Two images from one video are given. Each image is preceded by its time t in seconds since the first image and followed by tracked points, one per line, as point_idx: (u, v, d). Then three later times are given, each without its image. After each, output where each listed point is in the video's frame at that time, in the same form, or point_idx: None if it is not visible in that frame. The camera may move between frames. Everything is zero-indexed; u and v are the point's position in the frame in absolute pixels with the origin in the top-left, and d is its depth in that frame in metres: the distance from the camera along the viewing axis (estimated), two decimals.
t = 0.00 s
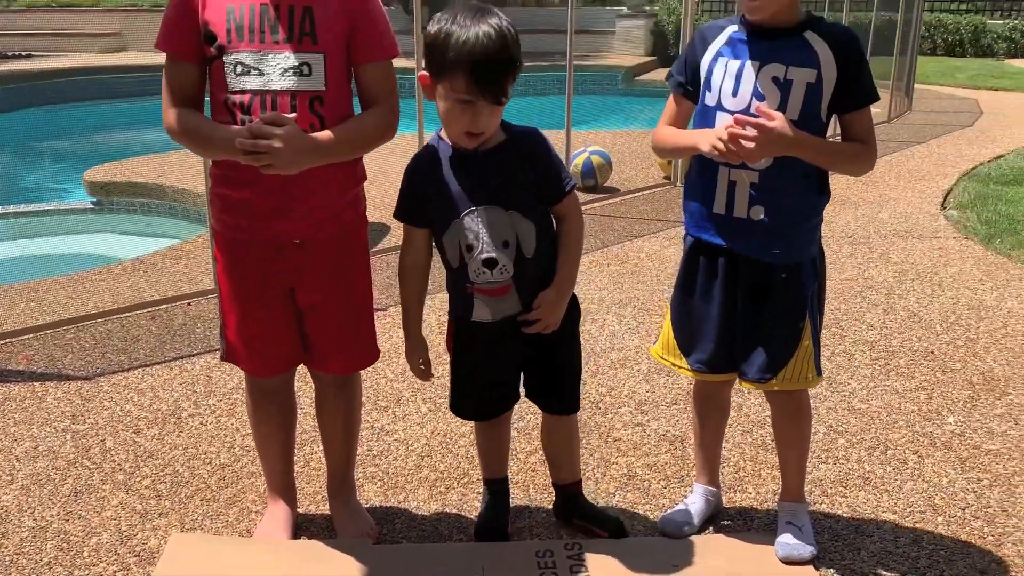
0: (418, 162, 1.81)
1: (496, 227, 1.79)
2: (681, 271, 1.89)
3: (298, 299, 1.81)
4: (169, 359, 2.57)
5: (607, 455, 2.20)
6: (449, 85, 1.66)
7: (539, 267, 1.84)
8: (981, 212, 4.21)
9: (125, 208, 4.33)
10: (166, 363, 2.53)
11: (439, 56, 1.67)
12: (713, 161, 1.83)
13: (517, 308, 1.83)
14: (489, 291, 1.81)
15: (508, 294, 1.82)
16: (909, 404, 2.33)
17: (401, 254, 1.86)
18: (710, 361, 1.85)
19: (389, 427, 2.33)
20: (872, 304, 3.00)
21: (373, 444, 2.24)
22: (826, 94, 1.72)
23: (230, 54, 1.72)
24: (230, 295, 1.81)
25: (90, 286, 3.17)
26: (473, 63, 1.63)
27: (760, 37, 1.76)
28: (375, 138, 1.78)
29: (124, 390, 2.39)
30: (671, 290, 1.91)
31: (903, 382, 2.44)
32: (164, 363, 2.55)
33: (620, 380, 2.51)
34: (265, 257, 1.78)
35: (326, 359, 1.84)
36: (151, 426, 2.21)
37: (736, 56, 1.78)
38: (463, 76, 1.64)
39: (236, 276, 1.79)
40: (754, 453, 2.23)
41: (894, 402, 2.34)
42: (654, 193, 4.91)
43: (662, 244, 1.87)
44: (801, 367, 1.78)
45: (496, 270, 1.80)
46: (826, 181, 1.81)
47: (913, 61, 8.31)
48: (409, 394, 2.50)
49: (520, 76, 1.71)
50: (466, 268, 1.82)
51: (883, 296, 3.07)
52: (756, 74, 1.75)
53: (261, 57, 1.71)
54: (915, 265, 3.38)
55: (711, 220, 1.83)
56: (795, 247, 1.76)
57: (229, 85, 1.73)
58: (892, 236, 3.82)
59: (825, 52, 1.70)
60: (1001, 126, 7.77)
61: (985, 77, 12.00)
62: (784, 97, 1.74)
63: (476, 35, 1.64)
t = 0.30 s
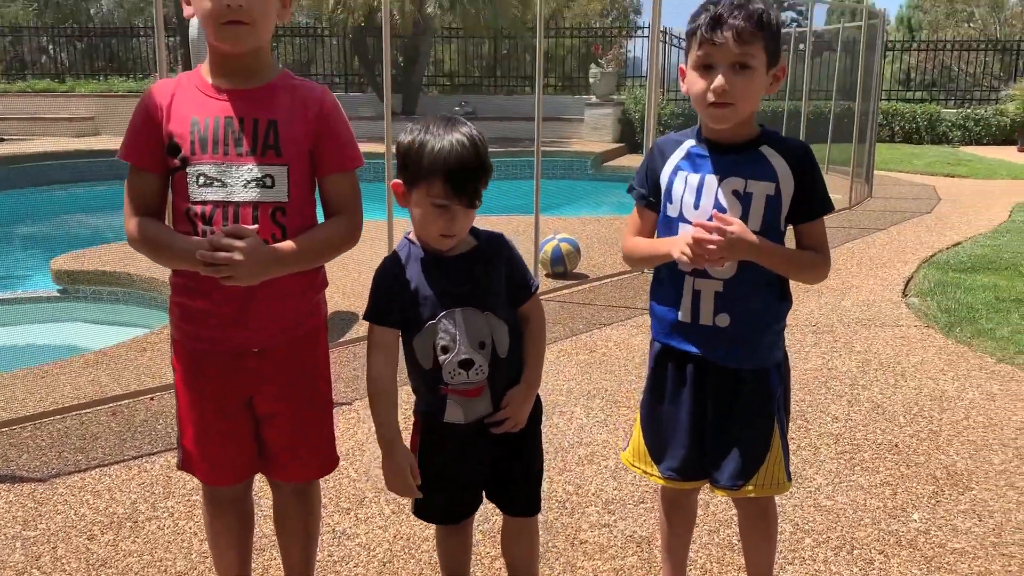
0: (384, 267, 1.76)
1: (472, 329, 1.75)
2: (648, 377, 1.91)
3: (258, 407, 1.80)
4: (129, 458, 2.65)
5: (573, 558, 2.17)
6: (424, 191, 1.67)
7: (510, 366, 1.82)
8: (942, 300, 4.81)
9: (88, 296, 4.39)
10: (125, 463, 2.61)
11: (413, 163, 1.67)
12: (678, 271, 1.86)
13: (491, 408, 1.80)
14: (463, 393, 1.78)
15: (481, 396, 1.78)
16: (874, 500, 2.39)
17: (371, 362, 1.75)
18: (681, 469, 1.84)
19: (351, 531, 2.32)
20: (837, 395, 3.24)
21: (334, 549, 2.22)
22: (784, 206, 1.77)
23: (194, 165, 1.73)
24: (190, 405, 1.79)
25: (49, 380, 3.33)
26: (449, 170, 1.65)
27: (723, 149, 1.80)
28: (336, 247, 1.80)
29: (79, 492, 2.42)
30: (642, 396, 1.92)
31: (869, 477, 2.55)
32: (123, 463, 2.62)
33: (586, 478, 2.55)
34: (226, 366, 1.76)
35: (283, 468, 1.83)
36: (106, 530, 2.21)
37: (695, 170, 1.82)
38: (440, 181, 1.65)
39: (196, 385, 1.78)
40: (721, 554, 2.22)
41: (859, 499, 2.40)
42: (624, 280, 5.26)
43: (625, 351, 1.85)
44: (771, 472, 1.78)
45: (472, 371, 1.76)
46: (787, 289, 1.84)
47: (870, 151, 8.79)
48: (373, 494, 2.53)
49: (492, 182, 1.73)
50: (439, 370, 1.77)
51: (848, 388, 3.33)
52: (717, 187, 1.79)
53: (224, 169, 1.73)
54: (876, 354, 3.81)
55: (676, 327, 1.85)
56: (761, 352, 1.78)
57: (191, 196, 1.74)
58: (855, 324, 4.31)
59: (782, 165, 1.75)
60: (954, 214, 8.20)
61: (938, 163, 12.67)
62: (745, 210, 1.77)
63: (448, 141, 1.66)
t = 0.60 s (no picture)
0: (391, 336, 1.73)
1: (476, 402, 1.73)
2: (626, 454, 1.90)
3: (227, 483, 1.75)
4: (94, 528, 2.80)
5: None
6: (452, 268, 1.67)
7: (505, 443, 1.81)
8: (915, 364, 4.96)
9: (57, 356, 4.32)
10: (90, 533, 2.76)
11: (441, 238, 1.67)
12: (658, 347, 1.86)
13: (486, 486, 1.76)
14: (462, 468, 1.74)
15: (479, 472, 1.75)
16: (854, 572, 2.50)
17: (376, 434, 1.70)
18: (660, 551, 1.82)
19: None
20: (814, 462, 3.46)
21: None
22: (765, 287, 1.80)
23: (168, 237, 1.68)
24: (156, 482, 1.75)
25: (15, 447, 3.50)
26: (481, 249, 1.67)
27: (703, 231, 1.84)
28: (311, 318, 1.78)
29: (42, 563, 2.55)
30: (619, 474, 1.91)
31: (845, 547, 2.66)
32: (88, 533, 2.77)
33: (562, 549, 2.62)
34: (194, 442, 1.72)
35: (252, 547, 1.78)
36: None
37: (679, 249, 1.84)
38: (472, 262, 1.67)
39: (164, 462, 1.73)
40: None
41: (838, 571, 2.50)
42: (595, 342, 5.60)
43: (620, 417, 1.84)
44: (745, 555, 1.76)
45: (473, 446, 1.74)
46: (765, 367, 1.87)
47: (842, 214, 9.11)
48: (345, 567, 2.58)
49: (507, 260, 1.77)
50: (439, 444, 1.74)
51: (824, 455, 3.54)
52: (700, 266, 1.81)
53: (198, 241, 1.69)
54: (852, 419, 4.03)
55: (652, 401, 1.86)
56: (741, 430, 1.78)
57: (163, 268, 1.69)
58: (830, 388, 4.53)
59: (762, 247, 1.80)
60: (924, 276, 8.43)
61: (908, 226, 13.03)
62: (728, 290, 1.79)
63: (480, 220, 1.68)
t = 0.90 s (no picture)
0: (440, 359, 1.76)
1: (507, 441, 1.74)
2: (623, 490, 1.93)
3: (215, 515, 1.74)
4: (77, 560, 2.77)
5: None
6: (502, 320, 1.66)
7: (530, 482, 1.82)
8: (903, 396, 4.98)
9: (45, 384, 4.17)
10: (74, 565, 2.73)
11: (494, 286, 1.66)
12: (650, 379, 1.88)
13: (505, 523, 1.77)
14: (483, 502, 1.76)
15: (500, 509, 1.76)
16: None
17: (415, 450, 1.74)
18: None
19: None
20: (803, 495, 3.44)
21: None
22: (756, 311, 1.80)
23: (161, 267, 1.68)
24: (145, 513, 1.73)
25: None
26: (532, 304, 1.65)
27: (694, 258, 1.86)
28: (299, 343, 1.75)
29: None
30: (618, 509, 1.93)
31: None
32: (71, 565, 2.74)
33: None
34: (184, 473, 1.71)
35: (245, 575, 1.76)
36: None
37: (668, 276, 1.88)
38: (521, 317, 1.65)
39: (152, 493, 1.72)
40: None
41: None
42: (586, 374, 5.59)
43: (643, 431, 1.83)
44: None
45: (496, 482, 1.75)
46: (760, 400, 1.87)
47: (830, 247, 9.21)
48: None
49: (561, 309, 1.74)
50: (465, 474, 1.76)
51: (813, 487, 3.53)
52: (690, 293, 1.83)
53: (191, 270, 1.69)
54: (841, 452, 4.02)
55: (646, 436, 1.87)
56: (735, 465, 1.78)
57: (157, 298, 1.69)
58: (819, 421, 4.53)
59: (752, 271, 1.80)
60: (911, 309, 8.49)
61: (894, 259, 13.15)
62: (719, 315, 1.81)
63: (536, 274, 1.66)
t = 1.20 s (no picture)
0: (453, 367, 1.83)
1: (509, 454, 1.74)
2: (627, 500, 1.92)
3: (215, 530, 1.73)
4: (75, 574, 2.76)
5: None
6: (501, 340, 1.68)
7: (537, 499, 1.79)
8: (902, 411, 4.98)
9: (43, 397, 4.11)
10: None
11: (494, 306, 1.68)
12: (657, 391, 1.87)
13: (507, 538, 1.75)
14: (483, 514, 1.74)
15: (500, 523, 1.74)
16: None
17: (421, 449, 1.84)
18: None
19: None
20: (802, 510, 3.44)
21: None
22: (766, 329, 1.82)
23: (163, 281, 1.69)
24: (145, 529, 1.73)
25: None
26: (529, 327, 1.65)
27: (698, 273, 1.88)
28: (286, 354, 1.69)
29: None
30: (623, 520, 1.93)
31: None
32: None
33: None
34: (184, 487, 1.71)
35: None
36: None
37: (679, 292, 1.89)
38: (518, 339, 1.66)
39: (152, 507, 1.72)
40: None
41: None
42: (585, 387, 5.59)
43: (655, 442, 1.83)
44: None
45: (497, 495, 1.75)
46: (766, 415, 1.86)
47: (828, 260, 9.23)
48: None
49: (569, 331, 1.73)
50: (467, 483, 1.77)
51: (812, 502, 3.53)
52: (700, 309, 1.84)
53: (193, 284, 1.69)
54: (841, 466, 4.02)
55: (652, 449, 1.87)
56: (742, 481, 1.78)
57: (157, 312, 1.70)
58: (818, 435, 4.53)
59: (762, 288, 1.82)
60: (909, 323, 8.50)
61: (893, 273, 13.15)
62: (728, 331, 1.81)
63: (536, 298, 1.65)
